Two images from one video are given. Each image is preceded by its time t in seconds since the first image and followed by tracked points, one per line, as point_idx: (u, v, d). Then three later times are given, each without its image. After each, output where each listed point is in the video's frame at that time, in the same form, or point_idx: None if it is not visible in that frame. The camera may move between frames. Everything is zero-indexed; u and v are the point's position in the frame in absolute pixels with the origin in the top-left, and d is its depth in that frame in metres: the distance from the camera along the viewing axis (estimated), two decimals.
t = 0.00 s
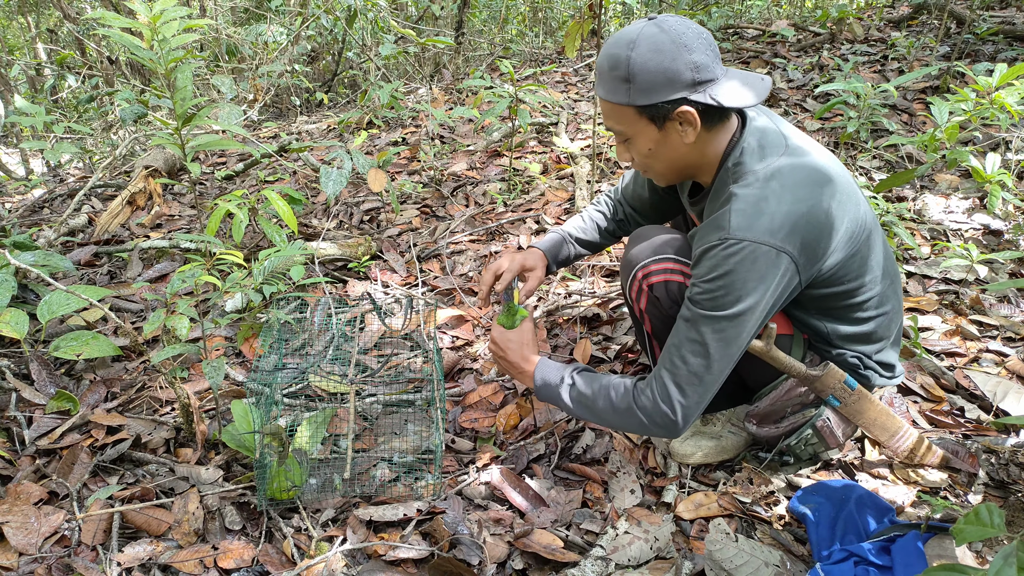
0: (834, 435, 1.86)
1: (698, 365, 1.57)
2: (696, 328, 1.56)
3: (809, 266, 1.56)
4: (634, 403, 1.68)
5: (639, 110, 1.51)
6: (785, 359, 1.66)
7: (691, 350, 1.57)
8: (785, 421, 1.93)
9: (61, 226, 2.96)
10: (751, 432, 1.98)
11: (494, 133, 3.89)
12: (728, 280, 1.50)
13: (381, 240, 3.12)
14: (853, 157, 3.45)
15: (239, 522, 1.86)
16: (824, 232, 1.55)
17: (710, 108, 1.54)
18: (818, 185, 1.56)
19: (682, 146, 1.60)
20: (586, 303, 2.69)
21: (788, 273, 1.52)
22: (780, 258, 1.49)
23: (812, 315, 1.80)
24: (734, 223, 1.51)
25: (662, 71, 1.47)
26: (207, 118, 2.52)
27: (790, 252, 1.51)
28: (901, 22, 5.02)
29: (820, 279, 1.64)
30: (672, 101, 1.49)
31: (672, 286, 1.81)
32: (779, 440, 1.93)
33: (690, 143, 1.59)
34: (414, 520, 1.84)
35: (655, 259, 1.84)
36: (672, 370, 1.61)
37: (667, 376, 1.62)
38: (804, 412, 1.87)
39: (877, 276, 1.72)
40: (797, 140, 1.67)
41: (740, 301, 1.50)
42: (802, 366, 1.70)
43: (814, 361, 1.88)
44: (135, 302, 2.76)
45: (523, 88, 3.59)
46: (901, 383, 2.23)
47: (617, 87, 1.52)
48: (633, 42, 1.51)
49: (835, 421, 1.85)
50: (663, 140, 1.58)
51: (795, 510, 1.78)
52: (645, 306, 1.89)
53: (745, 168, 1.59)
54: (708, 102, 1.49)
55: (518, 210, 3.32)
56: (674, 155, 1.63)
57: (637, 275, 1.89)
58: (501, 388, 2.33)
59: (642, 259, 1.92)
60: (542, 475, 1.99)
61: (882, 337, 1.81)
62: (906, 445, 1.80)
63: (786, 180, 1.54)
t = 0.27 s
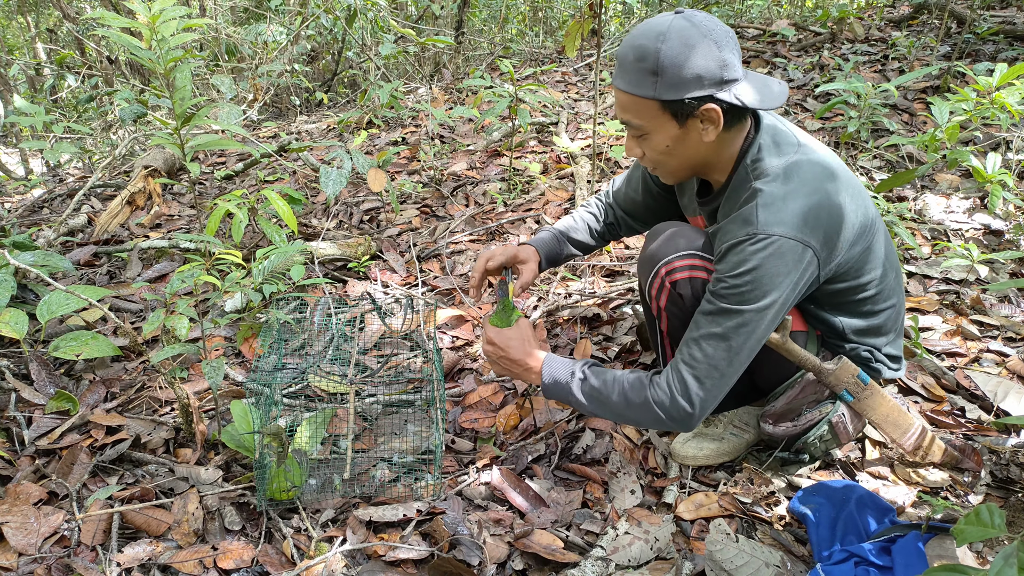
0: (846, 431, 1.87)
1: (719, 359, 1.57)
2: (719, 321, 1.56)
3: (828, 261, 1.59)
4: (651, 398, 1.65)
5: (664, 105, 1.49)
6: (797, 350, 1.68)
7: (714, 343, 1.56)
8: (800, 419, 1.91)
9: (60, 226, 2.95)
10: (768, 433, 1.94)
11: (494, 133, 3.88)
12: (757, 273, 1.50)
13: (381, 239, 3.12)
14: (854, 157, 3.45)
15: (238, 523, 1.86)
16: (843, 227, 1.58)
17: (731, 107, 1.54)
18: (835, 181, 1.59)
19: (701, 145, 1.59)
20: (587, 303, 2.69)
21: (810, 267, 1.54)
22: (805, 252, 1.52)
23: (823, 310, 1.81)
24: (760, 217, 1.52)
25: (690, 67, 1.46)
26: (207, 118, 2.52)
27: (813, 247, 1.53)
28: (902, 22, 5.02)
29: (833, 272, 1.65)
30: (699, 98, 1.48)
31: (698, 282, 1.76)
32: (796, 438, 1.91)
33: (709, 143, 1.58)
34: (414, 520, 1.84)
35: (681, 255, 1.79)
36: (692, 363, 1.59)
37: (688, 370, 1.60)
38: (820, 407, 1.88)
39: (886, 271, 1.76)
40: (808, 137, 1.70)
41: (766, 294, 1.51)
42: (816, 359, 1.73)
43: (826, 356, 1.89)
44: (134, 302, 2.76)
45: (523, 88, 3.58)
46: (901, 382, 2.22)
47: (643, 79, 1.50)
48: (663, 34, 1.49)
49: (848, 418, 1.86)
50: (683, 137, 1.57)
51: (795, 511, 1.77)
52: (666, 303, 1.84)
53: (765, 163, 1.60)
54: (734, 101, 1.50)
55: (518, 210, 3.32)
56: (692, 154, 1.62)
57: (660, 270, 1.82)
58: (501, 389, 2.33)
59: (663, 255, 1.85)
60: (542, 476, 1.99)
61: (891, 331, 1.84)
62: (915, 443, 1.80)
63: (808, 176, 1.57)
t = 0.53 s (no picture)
0: (852, 429, 1.84)
1: (737, 358, 1.57)
2: (739, 319, 1.55)
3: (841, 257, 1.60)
4: (667, 396, 1.65)
5: (680, 108, 1.49)
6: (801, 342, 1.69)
7: (733, 341, 1.56)
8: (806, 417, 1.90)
9: (60, 226, 2.95)
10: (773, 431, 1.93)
11: (494, 133, 3.88)
12: (778, 271, 1.50)
13: (381, 239, 3.12)
14: (854, 157, 3.45)
15: (238, 523, 1.85)
16: (856, 224, 1.59)
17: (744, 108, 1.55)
18: (847, 178, 1.60)
19: (715, 147, 1.59)
20: (587, 303, 2.69)
21: (826, 264, 1.55)
22: (823, 249, 1.52)
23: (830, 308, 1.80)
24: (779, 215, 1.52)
25: (707, 69, 1.46)
26: (207, 118, 2.51)
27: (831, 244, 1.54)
28: (902, 22, 5.01)
29: (839, 270, 1.66)
30: (715, 99, 1.48)
31: (710, 279, 1.76)
32: (800, 436, 1.91)
33: (723, 145, 1.58)
34: (414, 520, 1.84)
35: (694, 251, 1.77)
36: (711, 360, 1.59)
37: (706, 368, 1.60)
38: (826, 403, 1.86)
39: (892, 268, 1.77)
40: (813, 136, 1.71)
41: (786, 292, 1.51)
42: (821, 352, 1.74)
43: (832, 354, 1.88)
44: (134, 302, 2.76)
45: (523, 87, 3.58)
46: (901, 382, 2.22)
47: (659, 83, 1.49)
48: (677, 37, 1.48)
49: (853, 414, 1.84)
50: (698, 139, 1.56)
51: (795, 511, 1.77)
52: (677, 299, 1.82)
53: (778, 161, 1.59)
54: (749, 101, 1.51)
55: (518, 209, 3.32)
56: (705, 156, 1.62)
57: (672, 265, 1.80)
58: (502, 389, 2.33)
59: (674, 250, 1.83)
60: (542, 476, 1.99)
61: (896, 327, 1.85)
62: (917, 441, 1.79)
63: (821, 174, 1.57)
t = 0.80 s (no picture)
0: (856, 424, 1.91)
1: (746, 360, 1.57)
2: (746, 321, 1.55)
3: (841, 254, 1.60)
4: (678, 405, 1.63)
5: (681, 121, 1.48)
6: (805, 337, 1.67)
7: (741, 345, 1.56)
8: (815, 418, 1.90)
9: (60, 226, 2.95)
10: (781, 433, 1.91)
11: (494, 133, 3.88)
12: (783, 272, 1.50)
13: (381, 239, 3.12)
14: (854, 157, 3.45)
15: (238, 523, 1.85)
16: (854, 219, 1.59)
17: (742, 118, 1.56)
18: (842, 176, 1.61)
19: (715, 158, 1.59)
20: (587, 303, 2.69)
21: (829, 261, 1.55)
22: (826, 246, 1.52)
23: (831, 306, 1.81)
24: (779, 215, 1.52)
25: (706, 81, 1.46)
26: (207, 118, 2.51)
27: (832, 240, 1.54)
28: (902, 22, 5.01)
29: (840, 268, 1.66)
30: (716, 111, 1.48)
31: (713, 280, 1.75)
32: (811, 437, 1.90)
33: (723, 155, 1.58)
34: (414, 520, 1.84)
35: (696, 253, 1.76)
36: (721, 366, 1.58)
37: (716, 373, 1.59)
38: (834, 404, 1.89)
39: (890, 261, 1.77)
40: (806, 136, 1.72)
41: (791, 291, 1.51)
42: (825, 348, 1.72)
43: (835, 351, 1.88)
44: (134, 302, 2.76)
45: (523, 87, 3.58)
46: (902, 382, 2.22)
47: (659, 97, 1.48)
48: (674, 50, 1.49)
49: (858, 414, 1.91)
50: (698, 151, 1.55)
51: (795, 511, 1.77)
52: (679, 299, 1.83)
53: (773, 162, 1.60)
54: (748, 110, 1.52)
55: (518, 209, 3.32)
56: (705, 168, 1.61)
57: (675, 267, 1.80)
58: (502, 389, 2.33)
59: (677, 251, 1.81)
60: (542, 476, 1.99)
61: (896, 323, 1.86)
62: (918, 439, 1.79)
63: (818, 173, 1.58)
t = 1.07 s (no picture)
0: (855, 422, 1.93)
1: (749, 371, 1.58)
2: (745, 334, 1.55)
3: (834, 255, 1.58)
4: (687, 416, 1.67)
5: (667, 146, 1.48)
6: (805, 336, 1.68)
7: (742, 357, 1.57)
8: (815, 418, 1.90)
9: (60, 226, 2.95)
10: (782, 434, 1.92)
11: (494, 133, 3.88)
12: (774, 282, 1.49)
13: (381, 239, 3.12)
14: (854, 157, 3.45)
15: (238, 523, 1.85)
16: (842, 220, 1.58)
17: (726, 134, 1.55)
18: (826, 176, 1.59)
19: (702, 176, 1.59)
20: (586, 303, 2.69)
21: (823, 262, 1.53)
22: (817, 250, 1.51)
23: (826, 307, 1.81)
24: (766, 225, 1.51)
25: (690, 107, 1.46)
26: (207, 118, 2.51)
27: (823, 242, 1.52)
28: (902, 22, 5.01)
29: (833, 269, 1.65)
30: (701, 133, 1.48)
31: (702, 288, 1.74)
32: (812, 437, 1.91)
33: (709, 173, 1.58)
34: (414, 520, 1.84)
35: (683, 261, 1.76)
36: (725, 379, 1.60)
37: (721, 386, 1.62)
38: (835, 404, 1.89)
39: (883, 255, 1.76)
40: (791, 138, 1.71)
41: (786, 300, 1.50)
42: (825, 347, 1.71)
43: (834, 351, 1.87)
44: (134, 302, 2.76)
45: (523, 87, 3.57)
46: (902, 382, 2.22)
47: (643, 124, 1.47)
48: (655, 76, 1.47)
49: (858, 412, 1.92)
50: (684, 172, 1.55)
51: (795, 511, 1.77)
52: (669, 307, 1.83)
53: (759, 169, 1.60)
54: (733, 129, 1.52)
55: (518, 209, 3.32)
56: (692, 186, 1.61)
57: (664, 275, 1.80)
58: (501, 389, 2.33)
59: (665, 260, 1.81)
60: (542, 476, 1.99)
61: (889, 319, 1.86)
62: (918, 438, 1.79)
63: (801, 177, 1.57)
